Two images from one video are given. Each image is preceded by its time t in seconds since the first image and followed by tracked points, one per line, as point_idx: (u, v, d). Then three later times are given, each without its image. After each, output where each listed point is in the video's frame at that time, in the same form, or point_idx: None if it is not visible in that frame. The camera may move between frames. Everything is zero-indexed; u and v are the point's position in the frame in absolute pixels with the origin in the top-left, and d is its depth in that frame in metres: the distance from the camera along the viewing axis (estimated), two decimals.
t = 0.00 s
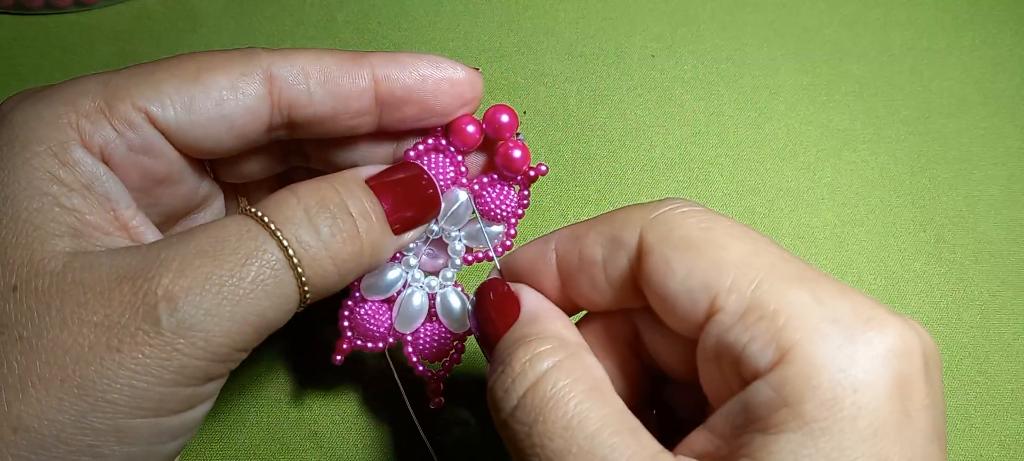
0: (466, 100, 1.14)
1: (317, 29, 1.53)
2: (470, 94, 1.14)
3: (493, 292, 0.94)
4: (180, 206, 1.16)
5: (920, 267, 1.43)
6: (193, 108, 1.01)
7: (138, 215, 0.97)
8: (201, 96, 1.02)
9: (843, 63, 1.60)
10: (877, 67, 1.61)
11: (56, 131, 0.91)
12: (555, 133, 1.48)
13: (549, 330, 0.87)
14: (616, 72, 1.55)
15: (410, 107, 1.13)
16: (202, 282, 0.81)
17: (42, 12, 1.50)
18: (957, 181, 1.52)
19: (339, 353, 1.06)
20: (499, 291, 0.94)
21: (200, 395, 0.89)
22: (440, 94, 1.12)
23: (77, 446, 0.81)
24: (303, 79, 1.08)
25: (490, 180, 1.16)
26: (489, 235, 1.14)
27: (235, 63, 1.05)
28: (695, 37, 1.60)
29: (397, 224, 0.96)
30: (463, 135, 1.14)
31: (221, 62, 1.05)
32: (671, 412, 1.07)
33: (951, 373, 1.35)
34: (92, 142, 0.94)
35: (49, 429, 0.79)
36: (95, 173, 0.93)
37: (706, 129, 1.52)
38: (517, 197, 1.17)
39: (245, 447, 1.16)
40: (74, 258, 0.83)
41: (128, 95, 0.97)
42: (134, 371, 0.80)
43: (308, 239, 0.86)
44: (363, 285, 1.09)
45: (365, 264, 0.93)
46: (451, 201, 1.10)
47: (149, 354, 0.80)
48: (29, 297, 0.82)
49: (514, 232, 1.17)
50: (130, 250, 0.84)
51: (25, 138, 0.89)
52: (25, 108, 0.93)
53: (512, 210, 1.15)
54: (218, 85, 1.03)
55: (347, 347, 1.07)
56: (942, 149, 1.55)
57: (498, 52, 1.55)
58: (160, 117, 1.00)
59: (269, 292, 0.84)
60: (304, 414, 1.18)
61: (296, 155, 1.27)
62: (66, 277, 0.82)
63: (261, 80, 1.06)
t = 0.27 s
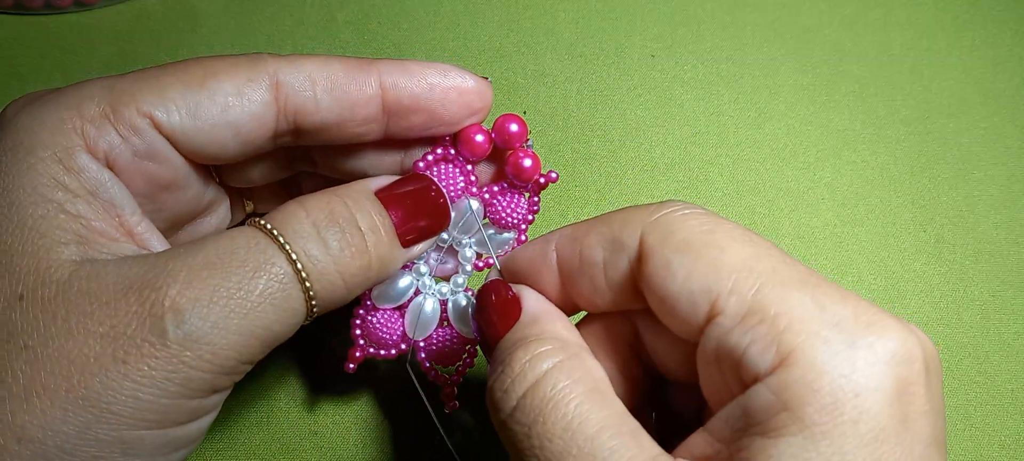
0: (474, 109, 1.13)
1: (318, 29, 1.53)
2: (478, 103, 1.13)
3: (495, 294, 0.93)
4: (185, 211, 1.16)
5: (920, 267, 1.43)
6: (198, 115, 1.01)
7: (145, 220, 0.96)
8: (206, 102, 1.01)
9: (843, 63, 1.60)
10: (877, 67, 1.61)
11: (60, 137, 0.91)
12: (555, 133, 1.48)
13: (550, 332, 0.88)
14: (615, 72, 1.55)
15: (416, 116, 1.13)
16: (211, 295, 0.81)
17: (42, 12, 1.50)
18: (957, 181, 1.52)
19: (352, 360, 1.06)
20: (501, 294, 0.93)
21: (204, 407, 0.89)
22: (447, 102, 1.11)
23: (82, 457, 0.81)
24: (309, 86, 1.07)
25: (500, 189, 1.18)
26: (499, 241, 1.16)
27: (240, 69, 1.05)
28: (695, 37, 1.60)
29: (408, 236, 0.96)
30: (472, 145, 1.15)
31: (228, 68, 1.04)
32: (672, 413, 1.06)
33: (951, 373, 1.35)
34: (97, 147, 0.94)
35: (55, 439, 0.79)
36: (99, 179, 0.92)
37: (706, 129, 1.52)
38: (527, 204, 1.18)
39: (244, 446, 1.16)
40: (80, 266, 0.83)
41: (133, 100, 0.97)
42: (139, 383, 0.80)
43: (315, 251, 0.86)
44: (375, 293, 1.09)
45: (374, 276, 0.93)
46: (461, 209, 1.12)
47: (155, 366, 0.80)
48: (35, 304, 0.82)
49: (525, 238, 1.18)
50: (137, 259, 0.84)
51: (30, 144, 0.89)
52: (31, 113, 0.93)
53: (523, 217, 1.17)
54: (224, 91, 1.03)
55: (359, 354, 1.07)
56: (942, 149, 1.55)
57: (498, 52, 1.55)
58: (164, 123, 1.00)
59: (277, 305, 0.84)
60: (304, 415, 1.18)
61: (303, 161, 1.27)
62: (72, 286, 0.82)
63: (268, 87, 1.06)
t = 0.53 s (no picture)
0: (472, 117, 1.11)
1: (318, 29, 1.53)
2: (476, 111, 1.11)
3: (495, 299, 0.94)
4: (184, 216, 1.16)
5: (920, 267, 1.43)
6: (193, 117, 1.00)
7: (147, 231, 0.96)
8: (199, 105, 1.00)
9: (843, 63, 1.61)
10: (877, 67, 1.61)
11: (57, 148, 0.89)
12: (555, 134, 1.48)
13: (550, 341, 0.88)
14: (616, 72, 1.55)
15: (411, 122, 1.11)
16: (221, 312, 0.82)
17: (42, 12, 1.50)
18: (957, 181, 1.52)
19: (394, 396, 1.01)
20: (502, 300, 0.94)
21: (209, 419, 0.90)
22: (443, 110, 1.09)
23: None
24: (306, 87, 1.06)
25: (512, 184, 1.17)
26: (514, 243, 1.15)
27: (237, 68, 1.04)
28: (695, 37, 1.60)
29: (415, 250, 0.96)
30: (475, 147, 1.12)
31: (224, 67, 1.03)
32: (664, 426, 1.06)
33: (952, 374, 1.35)
34: (96, 158, 0.92)
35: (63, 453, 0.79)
36: (101, 190, 0.91)
37: (706, 129, 1.52)
38: (539, 199, 1.17)
39: (242, 445, 1.14)
40: (87, 279, 0.83)
41: (128, 107, 0.95)
42: (150, 398, 0.81)
43: (325, 268, 0.87)
44: (403, 322, 1.05)
45: (380, 292, 0.94)
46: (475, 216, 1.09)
47: (167, 381, 0.81)
48: (43, 316, 0.81)
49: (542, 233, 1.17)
50: (146, 271, 0.85)
51: (28, 156, 0.87)
52: (25, 126, 0.91)
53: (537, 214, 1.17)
54: (218, 93, 1.01)
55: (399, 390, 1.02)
56: (942, 149, 1.55)
57: (497, 52, 1.55)
58: (161, 128, 0.98)
59: (287, 322, 0.86)
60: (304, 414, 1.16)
61: (304, 170, 1.26)
62: (80, 298, 0.81)
63: (262, 87, 1.04)
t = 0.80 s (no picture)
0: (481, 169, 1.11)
1: (318, 29, 1.54)
2: (481, 168, 1.10)
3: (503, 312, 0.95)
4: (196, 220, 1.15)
5: (920, 268, 1.43)
6: (202, 129, 0.98)
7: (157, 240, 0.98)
8: (209, 117, 0.98)
9: (843, 63, 1.61)
10: (877, 67, 1.61)
11: (70, 162, 0.88)
12: (555, 133, 1.48)
13: (561, 346, 0.88)
14: (616, 72, 1.55)
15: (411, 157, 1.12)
16: (233, 319, 0.83)
17: (42, 12, 1.50)
18: (957, 181, 1.53)
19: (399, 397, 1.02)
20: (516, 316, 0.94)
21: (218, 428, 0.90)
22: (452, 160, 1.09)
23: None
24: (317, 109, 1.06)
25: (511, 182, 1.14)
26: (518, 243, 1.12)
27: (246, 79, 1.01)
28: (695, 37, 1.60)
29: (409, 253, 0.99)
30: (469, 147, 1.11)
31: (232, 74, 1.00)
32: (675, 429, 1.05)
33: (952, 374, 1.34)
34: (111, 175, 0.91)
35: None
36: (115, 205, 0.91)
37: (706, 129, 1.52)
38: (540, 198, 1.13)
39: (242, 445, 1.13)
40: (99, 289, 0.83)
41: (140, 120, 0.93)
42: (165, 406, 0.81)
43: (329, 274, 0.89)
44: (408, 321, 1.05)
45: (378, 296, 0.96)
46: (474, 216, 1.08)
47: (182, 389, 0.82)
48: (55, 327, 0.80)
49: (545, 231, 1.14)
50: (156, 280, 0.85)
51: (40, 170, 0.86)
52: (38, 137, 0.88)
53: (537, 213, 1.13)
54: (231, 107, 0.99)
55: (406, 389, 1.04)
56: (942, 149, 1.55)
57: (497, 52, 1.55)
58: (171, 138, 0.96)
59: (294, 326, 0.87)
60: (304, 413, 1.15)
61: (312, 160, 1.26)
62: (93, 310, 0.81)
63: (274, 96, 1.03)
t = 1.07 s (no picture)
0: (491, 147, 1.11)
1: (318, 29, 1.54)
2: (495, 148, 1.11)
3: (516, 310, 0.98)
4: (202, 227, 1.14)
5: (920, 267, 1.43)
6: (222, 136, 0.97)
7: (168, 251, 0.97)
8: (229, 125, 0.97)
9: (843, 63, 1.61)
10: (877, 67, 1.61)
11: (83, 167, 0.88)
12: (555, 133, 1.49)
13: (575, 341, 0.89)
14: (616, 72, 1.55)
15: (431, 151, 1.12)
16: (248, 332, 0.83)
17: (42, 12, 1.50)
18: (957, 181, 1.53)
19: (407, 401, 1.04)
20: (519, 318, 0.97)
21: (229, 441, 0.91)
22: (467, 146, 1.10)
23: None
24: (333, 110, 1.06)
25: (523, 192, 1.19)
26: (527, 252, 1.14)
27: (266, 84, 1.02)
28: (696, 37, 1.60)
29: (419, 265, 1.00)
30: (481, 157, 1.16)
31: (249, 83, 1.00)
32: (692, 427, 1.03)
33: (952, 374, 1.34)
34: (124, 181, 0.91)
35: None
36: (127, 211, 0.91)
37: (705, 129, 1.52)
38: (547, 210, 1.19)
39: (243, 446, 1.12)
40: (113, 300, 0.83)
41: (158, 129, 0.93)
42: (180, 421, 0.81)
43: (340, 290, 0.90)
44: (415, 328, 1.08)
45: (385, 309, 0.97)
46: (482, 227, 1.09)
47: (197, 403, 0.82)
48: (69, 338, 0.80)
49: (552, 241, 1.18)
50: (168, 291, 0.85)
51: (53, 176, 0.87)
52: (52, 143, 0.89)
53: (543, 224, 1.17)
54: (249, 112, 0.99)
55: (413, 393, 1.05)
56: (942, 149, 1.55)
57: (497, 52, 1.55)
58: (186, 147, 0.96)
59: (307, 342, 0.88)
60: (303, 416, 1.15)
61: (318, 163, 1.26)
62: (109, 321, 0.81)
63: (290, 104, 1.03)
